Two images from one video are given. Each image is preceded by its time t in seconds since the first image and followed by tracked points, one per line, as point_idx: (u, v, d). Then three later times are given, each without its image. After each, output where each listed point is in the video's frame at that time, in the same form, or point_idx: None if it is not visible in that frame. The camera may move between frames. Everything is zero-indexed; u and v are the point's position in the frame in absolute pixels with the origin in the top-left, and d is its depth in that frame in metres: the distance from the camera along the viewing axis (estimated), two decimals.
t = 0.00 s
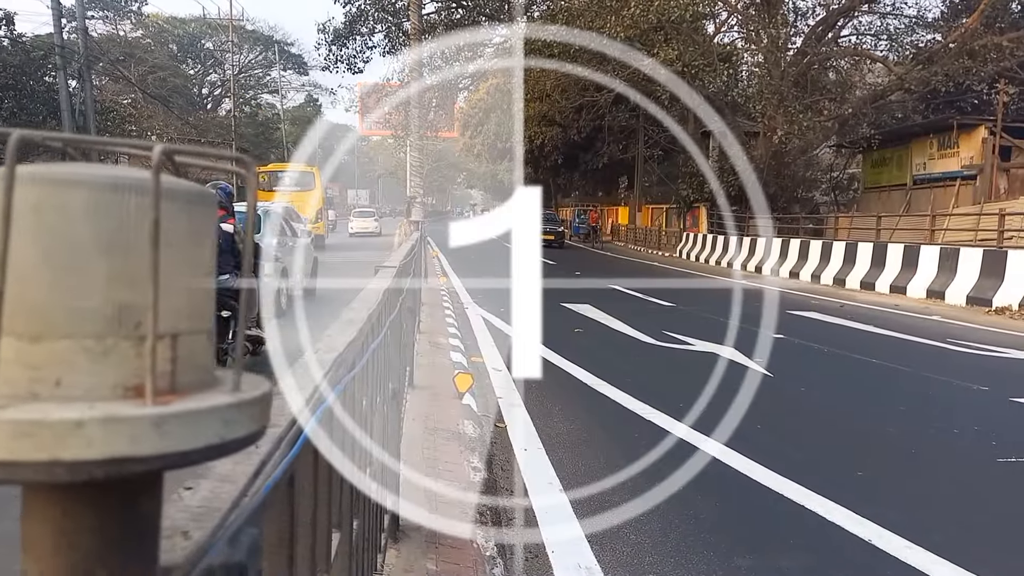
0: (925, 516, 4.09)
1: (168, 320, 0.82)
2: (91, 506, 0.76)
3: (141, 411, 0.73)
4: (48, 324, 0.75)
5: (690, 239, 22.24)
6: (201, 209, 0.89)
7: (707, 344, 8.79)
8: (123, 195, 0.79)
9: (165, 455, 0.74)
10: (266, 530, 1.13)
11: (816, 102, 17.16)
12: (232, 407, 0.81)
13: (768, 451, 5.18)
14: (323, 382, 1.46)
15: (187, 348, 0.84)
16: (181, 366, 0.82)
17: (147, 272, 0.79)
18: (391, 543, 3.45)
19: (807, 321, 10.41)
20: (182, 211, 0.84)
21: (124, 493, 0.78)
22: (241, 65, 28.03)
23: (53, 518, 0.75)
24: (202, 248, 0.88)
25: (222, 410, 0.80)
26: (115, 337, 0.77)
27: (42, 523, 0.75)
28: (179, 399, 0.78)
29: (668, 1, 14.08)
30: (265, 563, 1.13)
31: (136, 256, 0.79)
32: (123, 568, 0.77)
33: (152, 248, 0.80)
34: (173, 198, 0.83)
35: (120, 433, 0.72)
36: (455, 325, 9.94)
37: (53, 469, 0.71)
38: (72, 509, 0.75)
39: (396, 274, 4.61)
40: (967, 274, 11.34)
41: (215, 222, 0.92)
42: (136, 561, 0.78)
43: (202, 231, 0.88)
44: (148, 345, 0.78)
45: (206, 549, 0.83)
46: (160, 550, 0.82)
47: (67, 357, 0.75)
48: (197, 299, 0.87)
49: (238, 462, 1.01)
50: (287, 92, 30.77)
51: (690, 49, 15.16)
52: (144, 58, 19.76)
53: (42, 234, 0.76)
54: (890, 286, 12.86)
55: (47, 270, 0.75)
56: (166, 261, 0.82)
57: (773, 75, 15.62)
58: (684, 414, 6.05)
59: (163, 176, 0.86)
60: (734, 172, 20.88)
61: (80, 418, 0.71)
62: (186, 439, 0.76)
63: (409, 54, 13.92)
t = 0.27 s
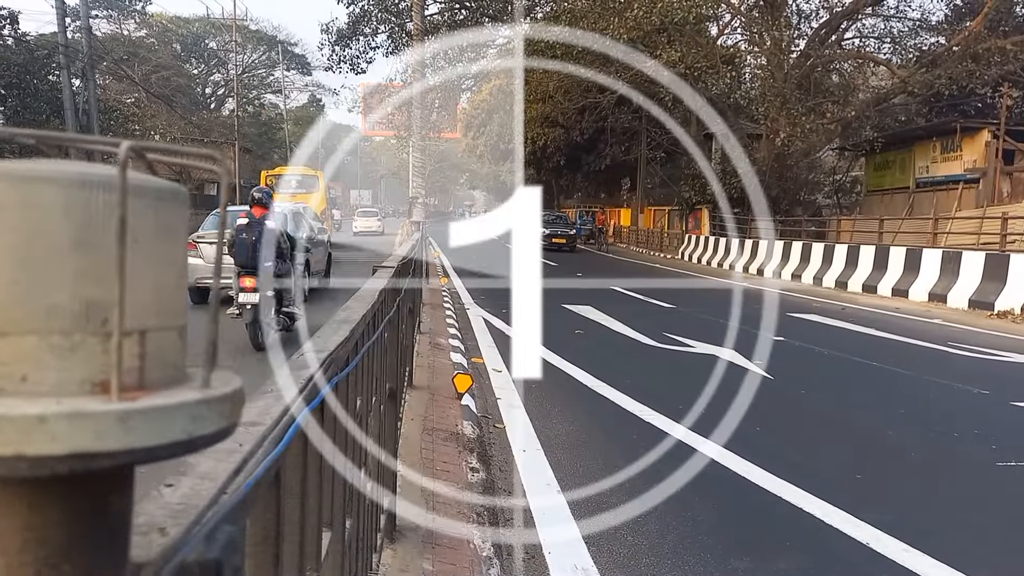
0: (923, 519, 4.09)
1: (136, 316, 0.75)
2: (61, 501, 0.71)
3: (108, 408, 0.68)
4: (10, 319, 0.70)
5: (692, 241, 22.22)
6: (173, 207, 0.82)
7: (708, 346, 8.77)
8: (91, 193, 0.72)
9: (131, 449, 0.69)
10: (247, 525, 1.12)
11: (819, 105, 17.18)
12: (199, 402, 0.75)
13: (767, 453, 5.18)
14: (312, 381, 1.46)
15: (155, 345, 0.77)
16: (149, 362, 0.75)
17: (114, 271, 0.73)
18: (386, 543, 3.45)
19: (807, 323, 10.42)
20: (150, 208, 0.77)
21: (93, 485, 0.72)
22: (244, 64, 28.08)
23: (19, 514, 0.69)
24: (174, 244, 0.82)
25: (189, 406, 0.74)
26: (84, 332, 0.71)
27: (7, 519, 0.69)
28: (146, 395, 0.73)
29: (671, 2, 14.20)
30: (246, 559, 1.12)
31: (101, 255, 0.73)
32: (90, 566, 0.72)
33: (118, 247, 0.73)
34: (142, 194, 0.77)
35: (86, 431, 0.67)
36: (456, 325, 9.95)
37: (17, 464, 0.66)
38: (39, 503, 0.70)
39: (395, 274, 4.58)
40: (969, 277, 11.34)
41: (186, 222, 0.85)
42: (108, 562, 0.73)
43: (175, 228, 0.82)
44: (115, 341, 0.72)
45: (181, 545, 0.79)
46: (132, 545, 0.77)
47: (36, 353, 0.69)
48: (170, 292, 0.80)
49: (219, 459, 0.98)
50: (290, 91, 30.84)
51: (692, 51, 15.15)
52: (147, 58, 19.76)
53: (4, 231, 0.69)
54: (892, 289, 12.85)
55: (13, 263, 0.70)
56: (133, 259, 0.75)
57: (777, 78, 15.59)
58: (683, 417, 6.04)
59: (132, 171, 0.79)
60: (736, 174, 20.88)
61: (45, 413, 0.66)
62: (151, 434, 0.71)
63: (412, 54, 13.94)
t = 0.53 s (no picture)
0: (924, 519, 4.07)
1: (106, 311, 0.69)
2: (32, 494, 0.69)
3: (75, 401, 0.63)
4: None
5: (694, 240, 22.20)
6: (151, 199, 0.76)
7: (710, 345, 8.76)
8: (58, 187, 0.67)
9: (99, 445, 0.64)
10: (230, 521, 1.11)
11: (822, 103, 17.13)
12: (168, 397, 0.70)
13: (767, 452, 5.18)
14: (303, 377, 1.45)
15: (127, 342, 0.70)
16: (121, 357, 0.69)
17: (81, 266, 0.67)
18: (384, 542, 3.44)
19: (809, 322, 10.40)
20: (121, 203, 0.71)
21: (64, 481, 0.70)
22: (247, 62, 28.08)
23: None
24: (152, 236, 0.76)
25: (159, 401, 0.68)
26: (50, 328, 0.66)
27: None
28: (117, 392, 0.67)
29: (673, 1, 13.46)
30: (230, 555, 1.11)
31: (68, 250, 0.67)
32: (62, 561, 0.70)
33: (86, 242, 0.67)
34: (112, 188, 0.70)
35: (53, 426, 0.63)
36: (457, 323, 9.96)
37: None
38: (8, 496, 0.68)
39: (394, 272, 4.56)
40: (972, 277, 11.31)
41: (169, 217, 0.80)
42: (79, 561, 0.71)
43: (152, 222, 0.76)
44: (83, 335, 0.66)
45: (158, 540, 0.78)
46: (105, 540, 0.75)
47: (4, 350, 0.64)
48: (144, 282, 0.73)
49: (204, 456, 0.98)
50: (293, 89, 30.86)
51: (695, 49, 15.10)
52: (151, 56, 19.76)
53: None
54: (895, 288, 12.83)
55: None
56: (102, 255, 0.69)
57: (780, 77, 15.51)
58: (684, 416, 6.02)
59: (103, 168, 0.73)
60: (738, 172, 20.86)
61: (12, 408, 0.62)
62: (120, 429, 0.66)
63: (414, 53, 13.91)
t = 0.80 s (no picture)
0: (922, 519, 4.07)
1: (70, 304, 0.68)
2: None
3: (34, 394, 0.63)
4: None
5: (697, 238, 22.15)
6: (120, 195, 0.77)
7: (712, 344, 8.75)
8: (22, 180, 0.66)
9: (57, 437, 0.64)
10: (213, 516, 1.11)
11: (827, 102, 17.07)
12: (134, 391, 0.69)
13: (766, 451, 5.18)
14: (292, 372, 1.45)
15: (94, 336, 0.70)
16: (86, 352, 0.69)
17: (44, 258, 0.67)
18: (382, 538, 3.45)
19: (811, 321, 10.38)
20: (89, 195, 0.71)
21: (31, 474, 0.70)
22: (250, 59, 28.08)
23: None
24: (116, 237, 0.75)
25: (122, 395, 0.68)
26: (14, 322, 0.65)
27: None
28: (79, 383, 0.67)
29: None
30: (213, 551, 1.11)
31: (30, 242, 0.67)
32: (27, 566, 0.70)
33: (48, 235, 0.67)
34: (78, 180, 0.70)
35: (12, 418, 0.62)
36: (459, 321, 9.96)
37: None
38: None
39: (393, 269, 4.57)
40: (976, 276, 11.29)
41: (138, 213, 0.79)
42: (46, 558, 0.71)
43: (120, 221, 0.76)
44: (46, 329, 0.66)
45: (132, 534, 0.78)
46: (74, 540, 0.75)
47: None
48: (111, 275, 0.73)
49: (186, 451, 0.98)
50: (296, 86, 30.84)
51: (699, 46, 15.07)
52: (155, 52, 19.71)
53: None
54: (898, 288, 12.80)
55: None
56: (64, 248, 0.68)
57: (785, 75, 15.40)
58: (683, 415, 6.02)
59: (68, 161, 0.72)
60: (742, 171, 20.81)
61: None
62: (82, 422, 0.65)
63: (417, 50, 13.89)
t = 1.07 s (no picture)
0: (923, 518, 4.07)
1: (54, 295, 0.69)
2: None
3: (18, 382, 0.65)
4: None
5: (702, 236, 22.12)
6: (102, 187, 0.77)
7: (716, 342, 8.74)
8: (8, 172, 0.67)
9: (42, 426, 0.66)
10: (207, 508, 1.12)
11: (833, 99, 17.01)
12: (117, 380, 0.71)
13: (767, 448, 5.19)
14: (287, 365, 1.46)
15: (78, 326, 0.71)
16: (71, 341, 0.70)
17: (26, 250, 0.68)
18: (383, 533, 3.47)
19: (816, 320, 10.36)
20: (70, 188, 0.72)
21: (14, 464, 0.71)
22: (256, 55, 28.11)
23: None
24: (99, 229, 0.76)
25: (104, 385, 0.69)
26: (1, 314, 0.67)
27: None
28: (63, 373, 0.68)
29: None
30: (205, 542, 1.13)
31: (14, 233, 0.68)
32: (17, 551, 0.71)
33: (31, 226, 0.68)
34: (61, 174, 0.71)
35: None
36: (462, 317, 9.96)
37: None
38: None
39: (394, 265, 4.58)
40: (984, 275, 11.25)
41: (123, 204, 0.81)
42: (31, 549, 0.73)
43: (102, 213, 0.77)
44: (30, 319, 0.67)
45: (119, 523, 0.79)
46: (63, 529, 0.76)
47: None
48: (95, 269, 0.74)
49: (178, 442, 1.00)
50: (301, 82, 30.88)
51: (705, 44, 15.04)
52: (161, 49, 19.68)
53: None
54: (905, 286, 12.77)
55: None
56: (49, 240, 0.69)
57: (791, 72, 15.31)
58: (686, 413, 6.02)
59: (52, 153, 0.73)
60: (747, 169, 20.74)
61: None
62: (65, 412, 0.67)
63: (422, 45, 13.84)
